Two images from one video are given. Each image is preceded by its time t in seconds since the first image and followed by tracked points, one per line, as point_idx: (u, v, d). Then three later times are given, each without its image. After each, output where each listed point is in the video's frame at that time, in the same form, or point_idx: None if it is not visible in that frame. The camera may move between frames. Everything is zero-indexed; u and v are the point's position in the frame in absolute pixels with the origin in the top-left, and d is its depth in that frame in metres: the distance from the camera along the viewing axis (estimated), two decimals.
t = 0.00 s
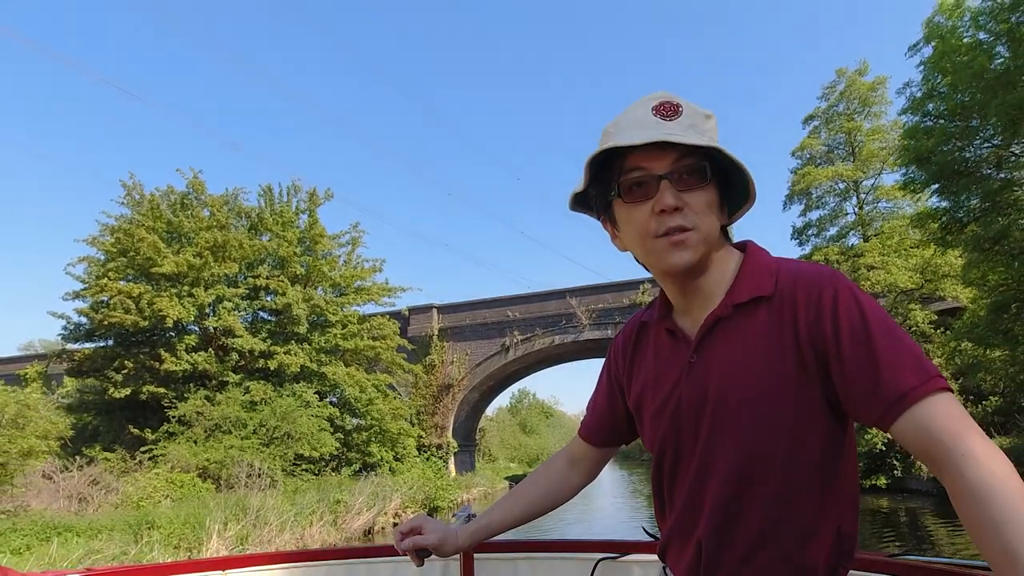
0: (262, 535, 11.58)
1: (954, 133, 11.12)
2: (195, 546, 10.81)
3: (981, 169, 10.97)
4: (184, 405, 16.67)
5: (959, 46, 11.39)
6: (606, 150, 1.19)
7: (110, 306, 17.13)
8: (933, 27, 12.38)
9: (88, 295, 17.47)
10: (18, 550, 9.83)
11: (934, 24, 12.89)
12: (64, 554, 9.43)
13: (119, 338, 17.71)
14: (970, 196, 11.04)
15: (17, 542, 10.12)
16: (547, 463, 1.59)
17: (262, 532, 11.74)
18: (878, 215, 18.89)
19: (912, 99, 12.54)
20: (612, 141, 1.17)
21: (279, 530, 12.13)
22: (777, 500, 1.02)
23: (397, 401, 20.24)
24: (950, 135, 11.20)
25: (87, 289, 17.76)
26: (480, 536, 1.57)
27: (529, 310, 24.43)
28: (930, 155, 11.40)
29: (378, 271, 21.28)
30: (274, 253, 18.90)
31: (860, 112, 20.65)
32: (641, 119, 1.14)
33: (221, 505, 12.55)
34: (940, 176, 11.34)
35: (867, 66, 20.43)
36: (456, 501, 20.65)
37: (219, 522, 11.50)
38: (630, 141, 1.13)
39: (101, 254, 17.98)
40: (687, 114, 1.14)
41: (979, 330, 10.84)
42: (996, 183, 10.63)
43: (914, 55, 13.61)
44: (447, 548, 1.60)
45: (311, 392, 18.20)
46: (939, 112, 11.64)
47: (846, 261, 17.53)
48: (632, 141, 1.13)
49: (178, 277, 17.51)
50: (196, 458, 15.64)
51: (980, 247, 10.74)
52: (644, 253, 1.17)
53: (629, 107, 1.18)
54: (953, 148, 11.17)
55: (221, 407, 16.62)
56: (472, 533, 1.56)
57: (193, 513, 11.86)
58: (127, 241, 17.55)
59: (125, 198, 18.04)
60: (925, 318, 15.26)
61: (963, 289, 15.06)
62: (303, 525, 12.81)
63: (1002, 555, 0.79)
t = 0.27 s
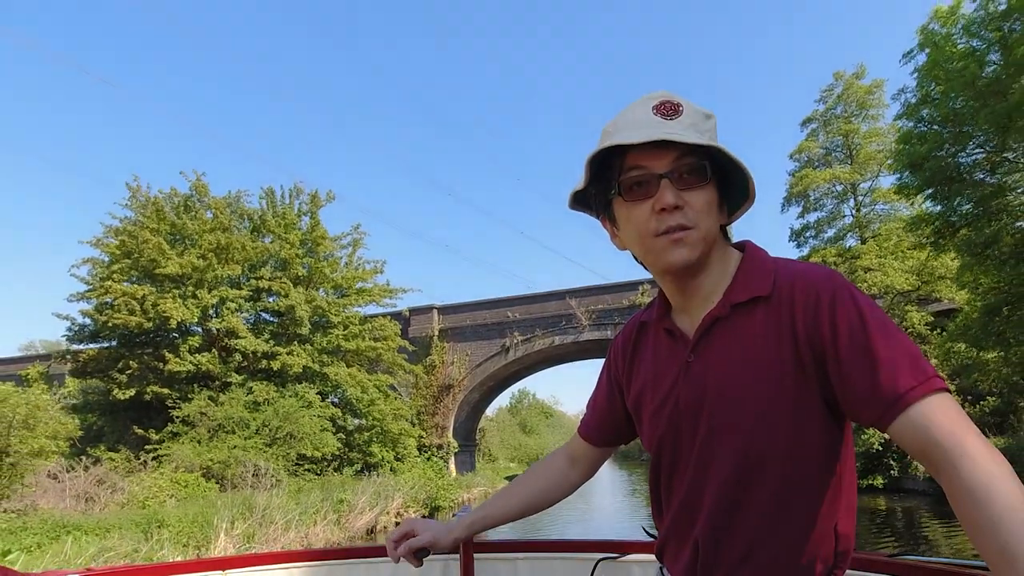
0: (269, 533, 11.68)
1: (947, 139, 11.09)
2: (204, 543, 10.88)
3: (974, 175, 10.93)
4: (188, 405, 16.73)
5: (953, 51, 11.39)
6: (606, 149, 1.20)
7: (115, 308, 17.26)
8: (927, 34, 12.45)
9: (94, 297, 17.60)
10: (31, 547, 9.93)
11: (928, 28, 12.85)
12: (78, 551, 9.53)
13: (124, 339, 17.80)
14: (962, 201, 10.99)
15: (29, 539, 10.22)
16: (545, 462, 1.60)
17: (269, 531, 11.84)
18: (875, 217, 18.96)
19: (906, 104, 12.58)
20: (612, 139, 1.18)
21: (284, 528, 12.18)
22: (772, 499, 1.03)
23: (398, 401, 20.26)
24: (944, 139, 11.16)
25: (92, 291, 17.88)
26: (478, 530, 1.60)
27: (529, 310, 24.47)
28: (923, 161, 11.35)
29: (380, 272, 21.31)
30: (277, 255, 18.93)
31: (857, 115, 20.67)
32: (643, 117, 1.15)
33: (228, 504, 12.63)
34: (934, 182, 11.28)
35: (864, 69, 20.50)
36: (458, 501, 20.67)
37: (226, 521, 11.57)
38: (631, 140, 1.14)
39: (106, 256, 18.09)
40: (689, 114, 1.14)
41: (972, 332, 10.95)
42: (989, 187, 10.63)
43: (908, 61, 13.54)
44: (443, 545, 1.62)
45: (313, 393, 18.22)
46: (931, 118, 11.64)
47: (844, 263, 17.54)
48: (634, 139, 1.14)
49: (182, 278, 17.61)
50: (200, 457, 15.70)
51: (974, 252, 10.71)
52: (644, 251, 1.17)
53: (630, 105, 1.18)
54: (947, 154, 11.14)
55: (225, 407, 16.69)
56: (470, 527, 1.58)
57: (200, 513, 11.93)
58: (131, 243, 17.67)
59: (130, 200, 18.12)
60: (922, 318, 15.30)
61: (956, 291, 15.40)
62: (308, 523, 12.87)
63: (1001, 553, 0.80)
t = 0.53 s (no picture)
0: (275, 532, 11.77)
1: (940, 144, 11.09)
2: (212, 542, 10.98)
3: (965, 182, 10.91)
4: (192, 406, 16.78)
5: (947, 56, 11.42)
6: (609, 143, 1.19)
7: (119, 310, 17.32)
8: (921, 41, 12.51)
9: (97, 298, 17.67)
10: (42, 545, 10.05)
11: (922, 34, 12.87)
12: (92, 548, 9.68)
13: (128, 340, 17.87)
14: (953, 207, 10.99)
15: (39, 539, 10.34)
16: (531, 460, 1.59)
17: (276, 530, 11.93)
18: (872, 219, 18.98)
19: (901, 110, 12.61)
20: (615, 135, 1.17)
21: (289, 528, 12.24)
22: (757, 504, 1.02)
23: (399, 402, 20.27)
24: (935, 145, 11.17)
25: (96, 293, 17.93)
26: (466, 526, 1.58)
27: (529, 311, 24.48)
28: (916, 167, 11.35)
29: (381, 274, 21.32)
30: (279, 257, 18.96)
31: (855, 117, 20.69)
32: (646, 114, 1.15)
33: (234, 505, 12.73)
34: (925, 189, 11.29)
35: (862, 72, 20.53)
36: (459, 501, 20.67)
37: (233, 519, 11.64)
38: (636, 136, 1.14)
39: (110, 258, 18.17)
40: (693, 114, 1.14)
41: (962, 337, 11.00)
42: (981, 191, 10.64)
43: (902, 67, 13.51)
44: (431, 544, 1.59)
45: (316, 393, 18.25)
46: (925, 124, 11.65)
47: (841, 266, 17.54)
48: (637, 136, 1.14)
49: (185, 280, 17.70)
50: (204, 457, 15.77)
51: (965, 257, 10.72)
52: (642, 249, 1.17)
53: (635, 102, 1.18)
54: (941, 159, 11.16)
55: (228, 408, 16.75)
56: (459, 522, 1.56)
57: (206, 514, 12.02)
58: (135, 244, 17.75)
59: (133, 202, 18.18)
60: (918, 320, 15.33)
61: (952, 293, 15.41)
62: (312, 522, 12.91)
63: (994, 561, 0.80)
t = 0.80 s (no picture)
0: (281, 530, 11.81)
1: (934, 150, 11.13)
2: (220, 540, 11.04)
3: (956, 188, 10.93)
4: (195, 407, 16.81)
5: (942, 62, 11.47)
6: (608, 138, 1.19)
7: (122, 311, 17.35)
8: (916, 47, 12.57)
9: (101, 300, 17.68)
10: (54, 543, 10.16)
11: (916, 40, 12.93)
12: (105, 547, 9.79)
13: (132, 341, 17.91)
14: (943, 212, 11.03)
15: (50, 537, 10.45)
16: (513, 459, 1.56)
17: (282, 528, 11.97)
18: (869, 221, 19.01)
19: (896, 115, 12.66)
20: (613, 130, 1.17)
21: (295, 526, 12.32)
22: (743, 507, 1.02)
23: (400, 402, 20.27)
24: (929, 150, 11.21)
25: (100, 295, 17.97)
26: (449, 527, 1.52)
27: (529, 312, 24.49)
28: (910, 172, 11.37)
29: (381, 275, 21.34)
30: (281, 259, 18.99)
31: (852, 120, 20.73)
32: (645, 112, 1.15)
33: (241, 504, 12.84)
34: (917, 195, 11.34)
35: (858, 75, 20.56)
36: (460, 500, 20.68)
37: (241, 518, 11.69)
38: (636, 133, 1.14)
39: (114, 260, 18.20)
40: (692, 115, 1.15)
41: (957, 338, 11.08)
42: (974, 196, 10.67)
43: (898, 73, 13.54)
44: (416, 547, 1.53)
45: (318, 394, 18.27)
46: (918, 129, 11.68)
47: (838, 267, 17.50)
48: (637, 133, 1.14)
49: (188, 282, 17.76)
50: (208, 457, 15.83)
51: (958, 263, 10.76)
52: (635, 247, 1.17)
53: (635, 98, 1.18)
54: (936, 164, 11.20)
55: (231, 408, 16.78)
56: (442, 522, 1.50)
57: (214, 513, 12.12)
58: (139, 246, 17.80)
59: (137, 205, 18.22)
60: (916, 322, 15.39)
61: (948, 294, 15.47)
62: (318, 521, 12.99)
63: (981, 566, 0.81)
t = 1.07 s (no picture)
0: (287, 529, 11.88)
1: (928, 154, 11.24)
2: (227, 538, 11.13)
3: (949, 195, 11.00)
4: (199, 407, 16.86)
5: (936, 68, 11.58)
6: (606, 136, 1.20)
7: (126, 313, 17.48)
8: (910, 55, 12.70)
9: (105, 301, 17.91)
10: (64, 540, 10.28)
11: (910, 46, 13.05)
12: (116, 545, 9.91)
13: (137, 342, 18.07)
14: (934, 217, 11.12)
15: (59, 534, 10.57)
16: (504, 459, 1.57)
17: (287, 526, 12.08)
18: (867, 223, 19.06)
19: (891, 121, 12.79)
20: (613, 127, 1.18)
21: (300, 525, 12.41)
22: (741, 506, 1.03)
23: (401, 403, 20.26)
24: (922, 155, 11.30)
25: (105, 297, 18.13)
26: (439, 528, 1.55)
27: (529, 313, 24.52)
28: (904, 177, 11.47)
29: (383, 276, 21.36)
30: (284, 261, 19.04)
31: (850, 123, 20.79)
32: (647, 109, 1.16)
33: (248, 501, 13.01)
34: (908, 200, 11.47)
35: (856, 78, 20.63)
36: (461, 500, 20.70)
37: (247, 517, 11.77)
38: (638, 130, 1.14)
39: (119, 262, 18.38)
40: (692, 114, 1.16)
41: (949, 340, 11.14)
42: (968, 199, 10.75)
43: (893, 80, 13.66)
44: (408, 546, 1.55)
45: (320, 394, 18.29)
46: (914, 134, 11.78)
47: (835, 269, 17.46)
48: (641, 129, 1.14)
49: (192, 284, 17.89)
50: (212, 457, 15.83)
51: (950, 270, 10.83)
52: (635, 245, 1.17)
53: (635, 96, 1.19)
54: (929, 169, 11.29)
55: (234, 408, 16.82)
56: (430, 523, 1.53)
57: (220, 510, 12.28)
58: (143, 248, 17.94)
59: (140, 207, 18.34)
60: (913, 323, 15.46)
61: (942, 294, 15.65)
62: (322, 520, 13.08)
63: (979, 566, 0.82)
